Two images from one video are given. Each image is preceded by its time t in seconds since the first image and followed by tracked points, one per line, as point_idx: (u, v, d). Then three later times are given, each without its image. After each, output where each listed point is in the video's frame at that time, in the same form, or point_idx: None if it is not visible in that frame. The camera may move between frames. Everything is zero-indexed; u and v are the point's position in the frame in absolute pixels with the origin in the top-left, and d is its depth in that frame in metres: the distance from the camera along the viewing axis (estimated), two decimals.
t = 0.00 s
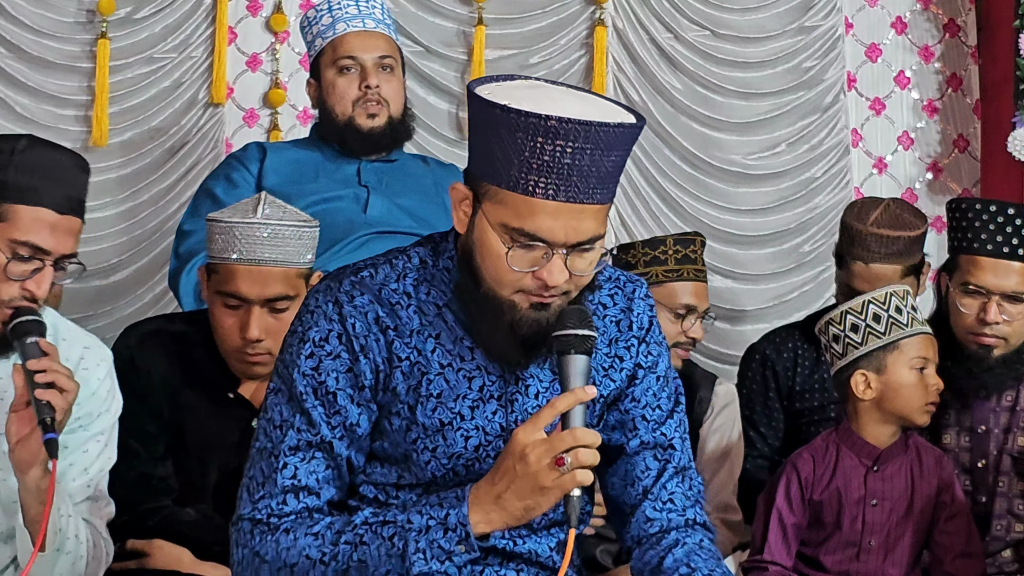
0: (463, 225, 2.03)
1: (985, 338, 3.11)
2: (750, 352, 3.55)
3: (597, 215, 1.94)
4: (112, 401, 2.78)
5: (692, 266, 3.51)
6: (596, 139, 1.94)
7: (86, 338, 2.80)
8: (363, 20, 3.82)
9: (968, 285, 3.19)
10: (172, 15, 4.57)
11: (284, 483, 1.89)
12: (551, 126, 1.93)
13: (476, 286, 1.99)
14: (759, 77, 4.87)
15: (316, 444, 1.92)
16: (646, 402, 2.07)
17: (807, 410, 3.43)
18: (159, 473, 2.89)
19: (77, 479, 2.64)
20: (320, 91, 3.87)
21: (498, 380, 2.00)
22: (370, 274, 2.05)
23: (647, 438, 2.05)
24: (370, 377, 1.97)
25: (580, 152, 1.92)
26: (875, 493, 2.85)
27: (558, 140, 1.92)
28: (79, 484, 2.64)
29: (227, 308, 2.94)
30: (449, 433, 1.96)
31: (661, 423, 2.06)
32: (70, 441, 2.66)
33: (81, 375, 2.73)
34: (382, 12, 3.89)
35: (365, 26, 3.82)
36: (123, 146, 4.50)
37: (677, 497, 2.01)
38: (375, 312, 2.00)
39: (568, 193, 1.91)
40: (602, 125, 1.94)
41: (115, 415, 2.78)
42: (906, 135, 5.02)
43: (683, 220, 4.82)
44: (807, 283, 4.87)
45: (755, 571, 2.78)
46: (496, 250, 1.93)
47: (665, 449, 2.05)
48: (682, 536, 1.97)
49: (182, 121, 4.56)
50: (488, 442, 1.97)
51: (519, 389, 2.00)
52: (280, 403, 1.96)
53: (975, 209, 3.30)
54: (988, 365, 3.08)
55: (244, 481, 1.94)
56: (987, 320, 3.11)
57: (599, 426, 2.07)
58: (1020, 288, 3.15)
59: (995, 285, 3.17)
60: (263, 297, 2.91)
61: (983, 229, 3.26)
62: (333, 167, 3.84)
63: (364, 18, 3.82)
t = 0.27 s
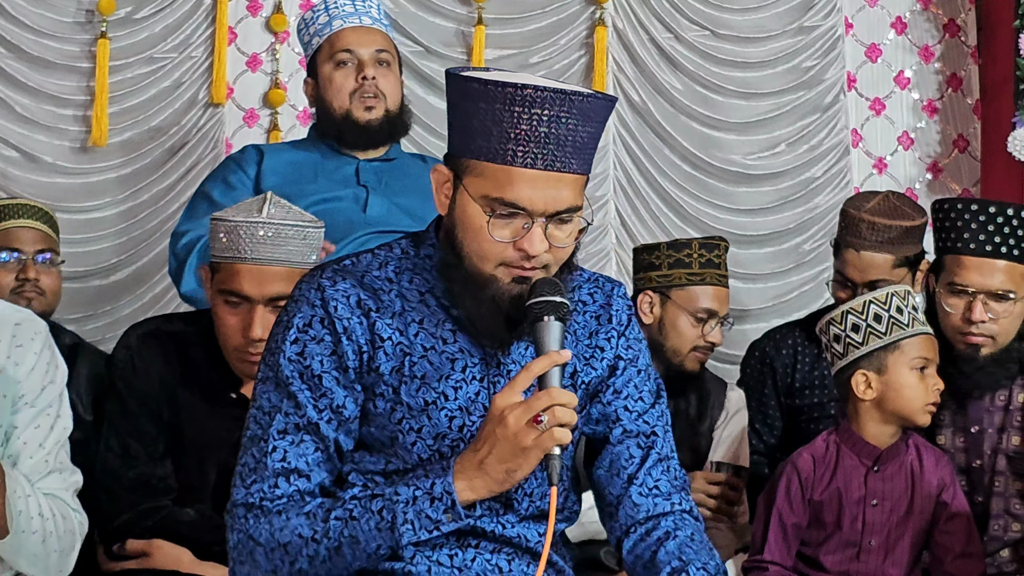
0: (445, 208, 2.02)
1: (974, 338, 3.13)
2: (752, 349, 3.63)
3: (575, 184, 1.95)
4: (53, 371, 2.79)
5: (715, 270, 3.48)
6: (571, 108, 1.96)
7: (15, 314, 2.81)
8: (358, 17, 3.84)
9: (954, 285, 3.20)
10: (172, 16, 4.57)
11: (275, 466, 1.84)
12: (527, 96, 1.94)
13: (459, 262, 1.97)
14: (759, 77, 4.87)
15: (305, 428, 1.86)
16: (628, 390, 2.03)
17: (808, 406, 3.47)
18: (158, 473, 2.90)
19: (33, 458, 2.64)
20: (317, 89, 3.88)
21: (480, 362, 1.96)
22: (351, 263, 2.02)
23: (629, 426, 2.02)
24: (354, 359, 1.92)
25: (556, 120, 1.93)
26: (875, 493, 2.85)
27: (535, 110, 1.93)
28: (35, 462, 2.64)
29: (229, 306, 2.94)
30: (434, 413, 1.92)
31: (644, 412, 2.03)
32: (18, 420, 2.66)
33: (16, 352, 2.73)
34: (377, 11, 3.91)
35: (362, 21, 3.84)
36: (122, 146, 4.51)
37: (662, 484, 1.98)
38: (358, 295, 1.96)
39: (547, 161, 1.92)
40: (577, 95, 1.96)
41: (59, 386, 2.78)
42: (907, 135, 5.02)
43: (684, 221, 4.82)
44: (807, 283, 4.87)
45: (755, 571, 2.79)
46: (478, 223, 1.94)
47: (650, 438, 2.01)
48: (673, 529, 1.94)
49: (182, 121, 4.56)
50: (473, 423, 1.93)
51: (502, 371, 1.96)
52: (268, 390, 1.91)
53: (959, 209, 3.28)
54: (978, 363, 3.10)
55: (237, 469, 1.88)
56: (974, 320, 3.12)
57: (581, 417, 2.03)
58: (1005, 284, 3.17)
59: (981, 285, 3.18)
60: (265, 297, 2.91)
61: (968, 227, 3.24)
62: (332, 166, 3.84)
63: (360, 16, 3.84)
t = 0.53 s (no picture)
0: (432, 203, 2.00)
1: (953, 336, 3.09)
2: (753, 346, 3.66)
3: (560, 171, 1.94)
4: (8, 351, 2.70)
5: (726, 275, 3.46)
6: (553, 96, 1.97)
7: None
8: (347, 16, 3.87)
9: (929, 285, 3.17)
10: (172, 16, 4.57)
11: (267, 458, 1.85)
12: (509, 85, 1.95)
13: (446, 251, 1.95)
14: (758, 77, 4.88)
15: (296, 421, 1.88)
16: (614, 384, 2.04)
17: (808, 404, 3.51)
18: (164, 472, 2.91)
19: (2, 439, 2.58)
20: (311, 87, 3.88)
21: (468, 353, 1.96)
22: (340, 261, 2.03)
23: (615, 419, 2.02)
24: (342, 352, 1.93)
25: (539, 106, 1.94)
26: (875, 493, 2.86)
27: (517, 97, 1.94)
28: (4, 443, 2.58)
29: (252, 307, 2.95)
30: (422, 403, 1.91)
31: (633, 406, 2.03)
32: None
33: None
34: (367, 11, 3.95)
35: (352, 21, 3.87)
36: (122, 146, 4.51)
37: (653, 475, 1.98)
38: (345, 290, 1.97)
39: (532, 145, 1.92)
40: (558, 83, 1.97)
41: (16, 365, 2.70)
42: (906, 135, 5.03)
43: (686, 222, 4.82)
44: (807, 283, 4.88)
45: (756, 570, 2.81)
46: (464, 210, 1.92)
47: (640, 431, 2.02)
48: (667, 521, 1.94)
49: (183, 121, 4.56)
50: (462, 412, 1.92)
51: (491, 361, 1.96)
52: (260, 385, 1.93)
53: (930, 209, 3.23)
54: (958, 361, 3.08)
55: (231, 463, 1.88)
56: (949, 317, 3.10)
57: (572, 413, 2.03)
58: (980, 282, 3.14)
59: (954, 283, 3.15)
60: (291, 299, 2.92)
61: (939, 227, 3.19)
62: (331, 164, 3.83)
63: (349, 15, 3.87)
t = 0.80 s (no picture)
0: (428, 201, 2.00)
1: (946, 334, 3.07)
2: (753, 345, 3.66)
3: (556, 170, 1.93)
4: None
5: (722, 276, 3.48)
6: (550, 95, 1.96)
7: None
8: (343, 16, 3.88)
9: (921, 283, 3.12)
10: (172, 16, 4.57)
11: (263, 456, 1.85)
12: (506, 84, 1.95)
13: (441, 250, 1.95)
14: (758, 77, 4.88)
15: (293, 419, 1.87)
16: (611, 383, 2.04)
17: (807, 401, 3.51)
18: (167, 471, 2.92)
19: None
20: (309, 86, 3.89)
21: (465, 352, 1.96)
22: (335, 261, 2.03)
23: (611, 417, 2.02)
24: (338, 351, 1.93)
25: (536, 105, 1.94)
26: (875, 493, 2.86)
27: (514, 96, 1.94)
28: None
29: (253, 306, 2.94)
30: (418, 401, 1.92)
31: (629, 405, 2.04)
32: None
33: None
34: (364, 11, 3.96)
35: (346, 21, 3.87)
36: (121, 146, 4.51)
37: (650, 472, 1.99)
38: (341, 289, 1.97)
39: (528, 144, 1.91)
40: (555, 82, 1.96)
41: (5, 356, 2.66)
42: (906, 135, 5.03)
43: (685, 222, 4.83)
44: (807, 283, 4.87)
45: (757, 570, 2.79)
46: (461, 207, 1.92)
47: (637, 429, 2.02)
48: (664, 518, 1.94)
49: (183, 121, 4.56)
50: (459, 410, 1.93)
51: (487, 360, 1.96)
52: (256, 384, 1.93)
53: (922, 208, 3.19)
54: (950, 360, 3.07)
55: (228, 461, 1.88)
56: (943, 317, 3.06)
57: (568, 412, 2.02)
58: (972, 280, 3.10)
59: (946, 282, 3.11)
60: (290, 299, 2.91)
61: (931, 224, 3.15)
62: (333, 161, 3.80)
63: (345, 15, 3.88)
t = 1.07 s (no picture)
0: (431, 206, 2.00)
1: (962, 335, 3.23)
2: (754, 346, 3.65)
3: (561, 179, 1.93)
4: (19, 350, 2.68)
5: (714, 271, 3.52)
6: (556, 103, 1.94)
7: None
8: (348, 16, 3.88)
9: (940, 285, 3.32)
10: (172, 16, 4.57)
11: (265, 461, 1.86)
12: (513, 92, 1.93)
13: (443, 254, 1.95)
14: (758, 77, 4.88)
15: (294, 423, 1.88)
16: (614, 384, 2.04)
17: (808, 401, 3.46)
18: (162, 472, 2.90)
19: (10, 439, 2.54)
20: (310, 86, 3.89)
21: (468, 356, 1.96)
22: (337, 262, 2.03)
23: (614, 419, 2.02)
24: (341, 355, 1.93)
25: (542, 114, 1.92)
26: (875, 493, 2.86)
27: (520, 105, 1.92)
28: (11, 444, 2.54)
29: (229, 305, 2.95)
30: (420, 405, 1.91)
31: (632, 407, 2.04)
32: None
33: None
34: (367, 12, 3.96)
35: (352, 20, 3.88)
36: (121, 146, 4.51)
37: (652, 475, 1.99)
38: (343, 292, 1.97)
39: (533, 155, 1.90)
40: (562, 90, 1.94)
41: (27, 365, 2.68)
42: (906, 135, 5.03)
43: (685, 221, 4.83)
44: (807, 283, 4.88)
45: (756, 570, 2.80)
46: (462, 216, 1.92)
47: (639, 432, 2.02)
48: (665, 521, 1.95)
49: (183, 121, 4.56)
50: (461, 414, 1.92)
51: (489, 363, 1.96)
52: (259, 388, 1.94)
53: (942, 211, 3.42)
54: (963, 361, 3.18)
55: (230, 466, 1.90)
56: (961, 318, 3.24)
57: (571, 414, 2.03)
58: (991, 283, 3.30)
59: (965, 284, 3.31)
60: (266, 295, 2.91)
61: (952, 227, 3.38)
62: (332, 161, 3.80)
63: (349, 15, 3.88)
